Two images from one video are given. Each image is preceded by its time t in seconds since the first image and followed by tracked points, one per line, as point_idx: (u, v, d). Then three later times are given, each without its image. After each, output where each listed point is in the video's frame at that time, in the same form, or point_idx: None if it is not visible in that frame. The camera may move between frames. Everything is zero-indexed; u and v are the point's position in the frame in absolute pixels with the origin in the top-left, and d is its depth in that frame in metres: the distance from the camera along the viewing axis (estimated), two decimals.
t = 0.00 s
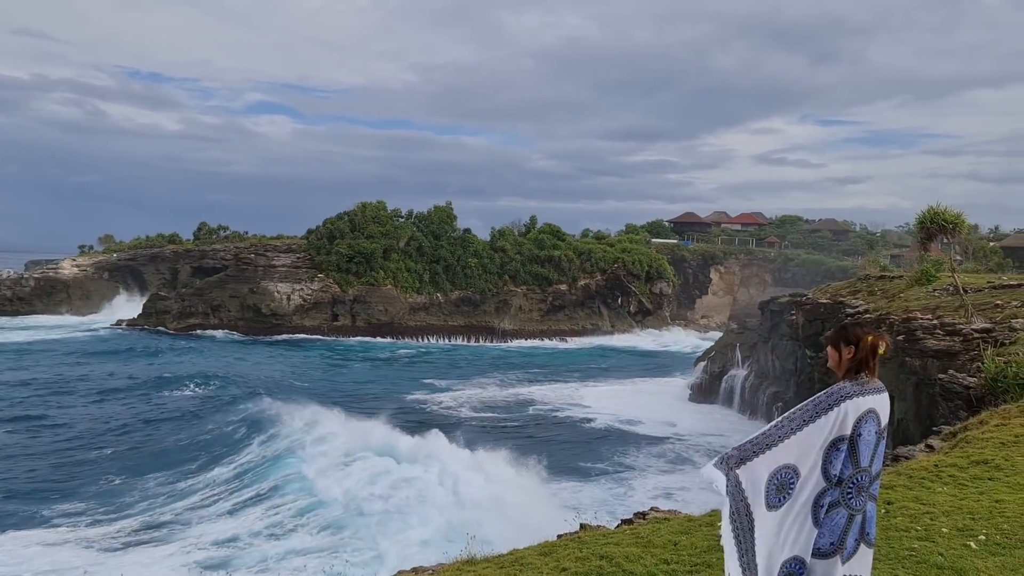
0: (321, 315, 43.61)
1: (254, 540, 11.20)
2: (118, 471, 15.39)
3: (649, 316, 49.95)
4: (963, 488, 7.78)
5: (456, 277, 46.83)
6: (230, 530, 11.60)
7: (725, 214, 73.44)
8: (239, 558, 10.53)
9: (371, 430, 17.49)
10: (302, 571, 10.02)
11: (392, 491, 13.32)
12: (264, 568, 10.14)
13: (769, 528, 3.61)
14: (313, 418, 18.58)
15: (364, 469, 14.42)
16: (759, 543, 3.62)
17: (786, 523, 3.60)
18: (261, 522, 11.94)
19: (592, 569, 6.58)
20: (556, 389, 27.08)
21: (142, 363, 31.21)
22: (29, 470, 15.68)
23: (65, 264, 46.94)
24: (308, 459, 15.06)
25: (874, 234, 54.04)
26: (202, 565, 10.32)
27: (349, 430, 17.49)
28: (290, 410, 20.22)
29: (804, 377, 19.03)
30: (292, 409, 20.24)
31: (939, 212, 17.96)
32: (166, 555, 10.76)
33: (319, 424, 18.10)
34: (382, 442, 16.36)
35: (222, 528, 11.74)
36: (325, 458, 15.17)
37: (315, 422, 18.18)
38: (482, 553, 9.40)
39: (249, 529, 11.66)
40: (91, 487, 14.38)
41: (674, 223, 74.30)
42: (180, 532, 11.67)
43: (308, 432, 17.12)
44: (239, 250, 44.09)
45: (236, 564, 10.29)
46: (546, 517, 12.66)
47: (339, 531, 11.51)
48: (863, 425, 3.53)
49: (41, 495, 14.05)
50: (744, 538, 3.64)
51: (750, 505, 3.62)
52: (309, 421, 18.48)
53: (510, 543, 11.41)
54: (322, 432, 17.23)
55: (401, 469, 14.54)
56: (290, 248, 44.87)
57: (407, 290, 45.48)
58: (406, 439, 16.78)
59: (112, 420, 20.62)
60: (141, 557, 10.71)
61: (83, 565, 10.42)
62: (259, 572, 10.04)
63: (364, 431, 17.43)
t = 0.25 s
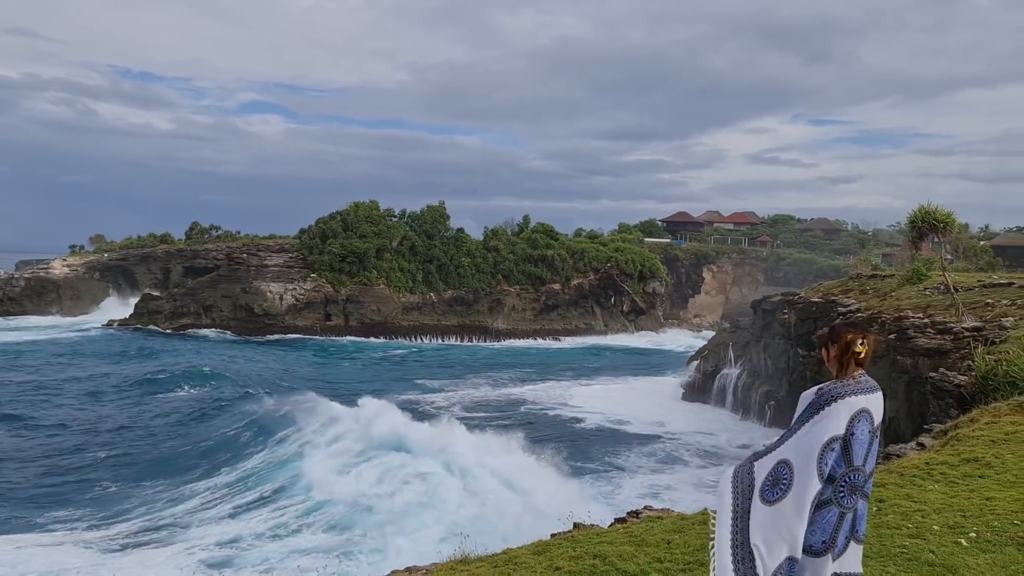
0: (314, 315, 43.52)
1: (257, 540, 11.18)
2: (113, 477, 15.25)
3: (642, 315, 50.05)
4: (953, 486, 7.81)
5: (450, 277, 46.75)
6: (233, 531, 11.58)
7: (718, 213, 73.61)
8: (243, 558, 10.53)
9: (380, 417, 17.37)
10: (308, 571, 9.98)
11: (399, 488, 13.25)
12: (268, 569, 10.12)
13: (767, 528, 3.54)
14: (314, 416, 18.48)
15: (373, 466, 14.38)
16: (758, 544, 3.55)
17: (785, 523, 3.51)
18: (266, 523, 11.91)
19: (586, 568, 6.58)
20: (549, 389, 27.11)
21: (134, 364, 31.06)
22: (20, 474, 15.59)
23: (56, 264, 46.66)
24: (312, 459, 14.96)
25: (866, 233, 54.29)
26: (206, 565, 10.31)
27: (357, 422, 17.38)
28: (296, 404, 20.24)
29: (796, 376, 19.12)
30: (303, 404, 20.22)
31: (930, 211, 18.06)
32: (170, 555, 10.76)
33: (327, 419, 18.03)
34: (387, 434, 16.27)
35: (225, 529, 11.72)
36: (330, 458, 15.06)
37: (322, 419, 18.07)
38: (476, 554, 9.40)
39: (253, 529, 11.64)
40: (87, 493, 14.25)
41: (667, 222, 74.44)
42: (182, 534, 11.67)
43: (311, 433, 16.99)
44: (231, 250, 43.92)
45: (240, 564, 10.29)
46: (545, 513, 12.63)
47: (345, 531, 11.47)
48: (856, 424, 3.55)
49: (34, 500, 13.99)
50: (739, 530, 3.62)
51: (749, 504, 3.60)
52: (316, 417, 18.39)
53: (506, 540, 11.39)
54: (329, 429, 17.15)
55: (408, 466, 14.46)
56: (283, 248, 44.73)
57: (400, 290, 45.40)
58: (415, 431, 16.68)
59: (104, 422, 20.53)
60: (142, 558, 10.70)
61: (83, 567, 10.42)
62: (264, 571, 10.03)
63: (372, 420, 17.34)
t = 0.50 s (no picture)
0: (304, 315, 43.37)
1: (255, 541, 11.15)
2: (104, 483, 15.10)
3: (632, 315, 50.12)
4: (941, 484, 7.88)
5: (441, 277, 46.53)
6: (230, 533, 11.55)
7: (708, 212, 73.82)
8: (242, 559, 10.53)
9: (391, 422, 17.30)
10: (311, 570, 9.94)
11: (403, 491, 13.18)
12: (269, 569, 10.10)
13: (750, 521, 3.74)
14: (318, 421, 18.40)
15: (377, 468, 14.34)
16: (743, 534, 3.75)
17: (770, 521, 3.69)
18: (267, 525, 11.83)
19: (576, 568, 6.59)
20: (540, 389, 27.14)
21: (123, 366, 30.88)
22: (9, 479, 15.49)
23: (43, 264, 46.24)
24: (314, 464, 14.87)
25: (855, 233, 54.58)
26: (207, 565, 10.32)
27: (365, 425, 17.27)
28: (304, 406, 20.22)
29: (785, 376, 19.22)
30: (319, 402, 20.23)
31: (917, 211, 18.18)
32: (168, 556, 10.74)
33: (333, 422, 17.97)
34: (392, 439, 16.19)
35: (222, 531, 11.69)
36: (332, 461, 14.98)
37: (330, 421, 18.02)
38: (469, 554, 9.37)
39: (252, 530, 11.61)
40: (78, 499, 14.11)
41: (657, 222, 74.56)
42: (179, 535, 11.65)
43: (314, 438, 16.89)
44: (220, 250, 43.65)
45: (240, 565, 10.27)
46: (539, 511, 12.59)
47: (347, 533, 11.42)
48: (837, 419, 3.56)
49: (23, 505, 13.89)
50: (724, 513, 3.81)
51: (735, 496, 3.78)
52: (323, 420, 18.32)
53: (499, 538, 11.35)
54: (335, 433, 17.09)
55: (413, 468, 14.37)
56: (272, 248, 44.49)
57: (390, 290, 45.26)
58: (422, 432, 16.60)
59: (93, 425, 20.39)
60: (139, 559, 10.68)
61: (79, 567, 10.40)
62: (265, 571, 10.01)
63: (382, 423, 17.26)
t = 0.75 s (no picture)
0: (291, 318, 43.17)
1: (250, 546, 11.06)
2: (92, 490, 14.93)
3: (620, 317, 50.07)
4: (926, 485, 7.95)
5: (428, 279, 46.49)
6: (223, 538, 11.47)
7: (695, 215, 74.15)
8: (238, 563, 10.45)
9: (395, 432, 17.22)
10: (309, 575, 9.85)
11: (405, 497, 13.11)
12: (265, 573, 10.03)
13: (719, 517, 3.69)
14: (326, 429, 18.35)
15: (378, 476, 14.24)
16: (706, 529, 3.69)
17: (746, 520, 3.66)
18: (262, 531, 11.70)
19: (565, 571, 6.59)
20: (528, 391, 27.14)
21: (108, 369, 30.60)
22: None
23: (27, 267, 45.77)
24: (313, 473, 14.79)
25: (841, 236, 54.99)
26: (203, 569, 10.26)
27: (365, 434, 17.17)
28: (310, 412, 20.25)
29: (772, 377, 19.32)
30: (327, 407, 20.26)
31: (903, 214, 18.33)
32: (163, 560, 10.67)
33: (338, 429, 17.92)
34: (392, 448, 16.12)
35: (216, 536, 11.60)
36: (332, 470, 14.90)
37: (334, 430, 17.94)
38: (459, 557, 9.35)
39: (246, 536, 11.52)
40: (65, 507, 13.92)
41: (645, 224, 74.77)
42: (171, 540, 11.57)
43: (314, 448, 16.77)
44: (207, 253, 43.38)
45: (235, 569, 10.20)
46: (530, 514, 12.62)
47: (344, 538, 11.32)
48: (817, 422, 3.59)
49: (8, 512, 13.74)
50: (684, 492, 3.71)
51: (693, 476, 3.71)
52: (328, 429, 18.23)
53: (497, 539, 11.40)
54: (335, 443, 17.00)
55: (415, 475, 14.29)
56: (259, 251, 44.24)
57: (378, 293, 45.11)
58: (425, 442, 16.54)
59: (78, 430, 20.21)
60: (131, 564, 10.59)
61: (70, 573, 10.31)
62: None
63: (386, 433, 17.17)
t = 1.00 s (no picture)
0: (277, 322, 42.92)
1: (239, 554, 10.94)
2: (76, 498, 14.77)
3: (608, 321, 50.15)
4: (910, 489, 8.01)
5: (416, 284, 46.37)
6: (211, 545, 11.37)
7: (682, 220, 74.50)
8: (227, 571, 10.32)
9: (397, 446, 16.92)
10: None
11: (405, 509, 12.89)
12: None
13: (700, 527, 3.65)
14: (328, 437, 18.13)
15: (376, 486, 14.05)
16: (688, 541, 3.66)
17: (728, 530, 3.65)
18: (251, 540, 11.54)
19: None
20: (516, 396, 27.13)
21: (92, 375, 30.29)
22: None
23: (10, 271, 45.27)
24: (310, 483, 14.48)
25: (826, 240, 55.39)
26: None
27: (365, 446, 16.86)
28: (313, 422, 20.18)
29: (759, 381, 19.41)
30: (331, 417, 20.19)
31: (887, 219, 18.48)
32: (151, 569, 10.56)
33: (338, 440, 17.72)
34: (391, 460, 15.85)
35: (203, 544, 11.48)
36: (329, 480, 14.60)
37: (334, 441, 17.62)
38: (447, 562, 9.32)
39: (235, 543, 11.40)
40: (50, 515, 13.78)
41: (632, 229, 75.01)
42: (159, 548, 11.46)
43: (312, 458, 16.44)
44: (192, 258, 43.08)
45: None
46: (518, 520, 12.68)
47: (336, 547, 11.18)
48: (803, 431, 3.60)
49: None
50: (664, 507, 3.68)
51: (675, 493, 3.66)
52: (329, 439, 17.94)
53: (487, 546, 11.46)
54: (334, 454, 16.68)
55: (415, 486, 14.07)
56: (246, 255, 43.98)
57: (365, 297, 44.94)
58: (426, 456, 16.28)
59: (60, 437, 19.97)
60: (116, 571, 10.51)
61: None
62: None
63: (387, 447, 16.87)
